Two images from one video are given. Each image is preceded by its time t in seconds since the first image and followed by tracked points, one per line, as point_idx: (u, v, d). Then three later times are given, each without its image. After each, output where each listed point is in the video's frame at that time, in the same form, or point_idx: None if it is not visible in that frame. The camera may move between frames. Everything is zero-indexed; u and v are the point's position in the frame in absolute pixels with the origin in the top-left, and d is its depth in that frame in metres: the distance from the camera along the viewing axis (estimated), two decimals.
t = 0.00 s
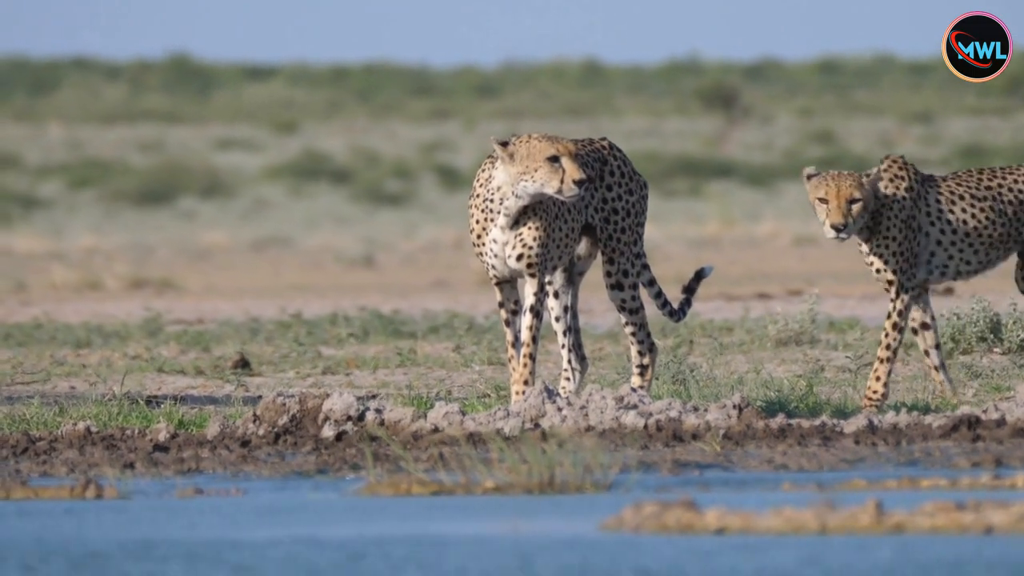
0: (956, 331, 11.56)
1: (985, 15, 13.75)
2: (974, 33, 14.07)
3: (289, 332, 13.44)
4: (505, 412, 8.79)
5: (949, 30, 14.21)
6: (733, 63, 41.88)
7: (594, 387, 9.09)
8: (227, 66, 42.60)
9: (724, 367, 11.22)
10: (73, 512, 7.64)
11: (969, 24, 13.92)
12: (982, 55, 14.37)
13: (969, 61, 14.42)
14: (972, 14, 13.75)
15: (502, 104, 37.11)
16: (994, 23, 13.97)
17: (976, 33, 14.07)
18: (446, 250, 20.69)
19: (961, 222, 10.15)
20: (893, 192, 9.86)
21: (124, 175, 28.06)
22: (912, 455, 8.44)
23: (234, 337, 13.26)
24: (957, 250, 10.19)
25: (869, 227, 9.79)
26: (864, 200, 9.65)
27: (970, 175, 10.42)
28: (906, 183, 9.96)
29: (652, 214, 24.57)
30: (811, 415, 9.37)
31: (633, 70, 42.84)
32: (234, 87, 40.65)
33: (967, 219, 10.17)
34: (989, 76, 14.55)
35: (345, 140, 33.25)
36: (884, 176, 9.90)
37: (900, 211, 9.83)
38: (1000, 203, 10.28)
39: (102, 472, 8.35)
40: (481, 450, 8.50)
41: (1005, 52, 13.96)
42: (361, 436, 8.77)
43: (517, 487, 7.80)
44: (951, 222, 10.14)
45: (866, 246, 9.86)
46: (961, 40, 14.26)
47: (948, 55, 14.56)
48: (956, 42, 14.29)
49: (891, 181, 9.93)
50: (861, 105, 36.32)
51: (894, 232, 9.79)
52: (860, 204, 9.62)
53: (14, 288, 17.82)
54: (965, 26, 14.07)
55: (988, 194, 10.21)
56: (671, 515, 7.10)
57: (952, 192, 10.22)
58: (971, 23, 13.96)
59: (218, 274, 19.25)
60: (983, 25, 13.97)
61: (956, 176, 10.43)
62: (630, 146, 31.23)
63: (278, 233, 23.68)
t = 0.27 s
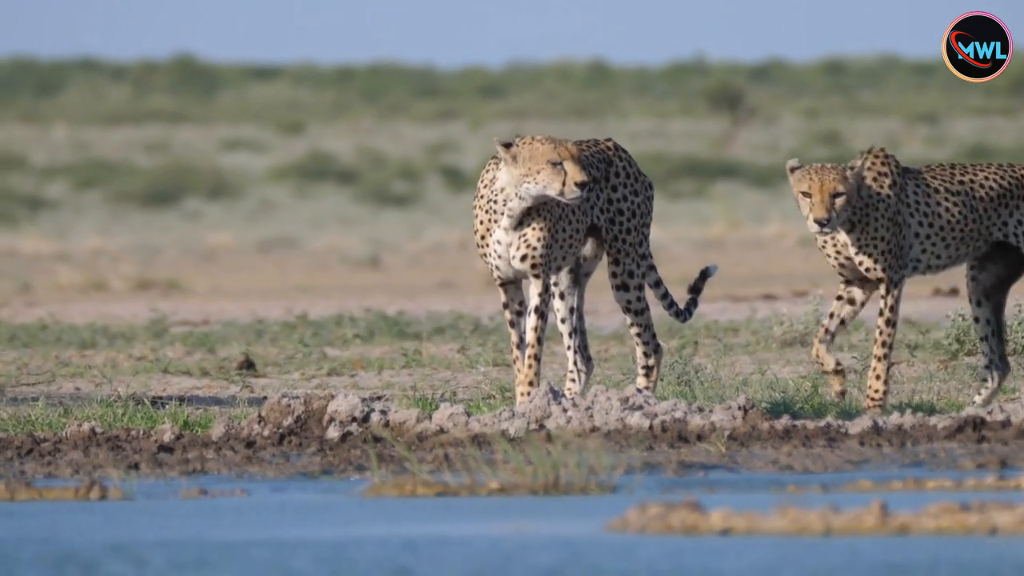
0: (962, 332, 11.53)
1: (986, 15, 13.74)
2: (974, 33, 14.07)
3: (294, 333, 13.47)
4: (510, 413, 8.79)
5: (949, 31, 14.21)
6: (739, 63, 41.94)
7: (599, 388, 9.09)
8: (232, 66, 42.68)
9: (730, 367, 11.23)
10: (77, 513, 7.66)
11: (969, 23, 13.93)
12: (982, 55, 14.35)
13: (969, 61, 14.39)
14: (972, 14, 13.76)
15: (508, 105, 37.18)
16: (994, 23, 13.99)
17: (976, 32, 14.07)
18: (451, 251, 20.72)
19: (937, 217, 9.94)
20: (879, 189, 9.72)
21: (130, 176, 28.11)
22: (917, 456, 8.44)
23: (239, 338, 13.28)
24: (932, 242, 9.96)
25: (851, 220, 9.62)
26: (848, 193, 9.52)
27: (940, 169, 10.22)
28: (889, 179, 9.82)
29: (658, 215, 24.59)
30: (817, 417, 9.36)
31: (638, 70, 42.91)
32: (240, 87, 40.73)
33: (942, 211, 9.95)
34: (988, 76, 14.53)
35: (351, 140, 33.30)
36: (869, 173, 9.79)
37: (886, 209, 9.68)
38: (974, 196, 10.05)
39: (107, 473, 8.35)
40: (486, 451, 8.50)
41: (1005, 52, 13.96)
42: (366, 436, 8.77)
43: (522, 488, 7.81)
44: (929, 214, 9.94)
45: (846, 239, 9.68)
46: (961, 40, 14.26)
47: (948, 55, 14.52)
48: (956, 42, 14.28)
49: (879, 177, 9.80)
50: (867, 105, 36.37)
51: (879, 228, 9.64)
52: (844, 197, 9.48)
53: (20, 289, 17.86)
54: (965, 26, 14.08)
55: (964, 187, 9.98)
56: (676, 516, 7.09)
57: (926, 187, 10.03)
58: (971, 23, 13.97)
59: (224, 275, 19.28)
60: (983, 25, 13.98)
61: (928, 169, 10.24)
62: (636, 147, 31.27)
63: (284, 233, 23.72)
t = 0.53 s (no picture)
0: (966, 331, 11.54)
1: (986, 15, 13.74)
2: (974, 33, 14.08)
3: (298, 332, 13.47)
4: (514, 413, 8.80)
5: (949, 31, 14.21)
6: (742, 63, 41.95)
7: (603, 388, 9.09)
8: (235, 66, 42.70)
9: (733, 367, 11.23)
10: (81, 512, 7.66)
11: (969, 23, 13.94)
12: (982, 55, 14.33)
13: (968, 62, 14.36)
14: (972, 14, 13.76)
15: (511, 105, 37.20)
16: (994, 23, 14.00)
17: (976, 32, 14.08)
18: (454, 250, 20.73)
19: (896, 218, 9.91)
20: (850, 197, 9.74)
21: (133, 176, 28.12)
22: (921, 455, 8.44)
23: (243, 338, 13.28)
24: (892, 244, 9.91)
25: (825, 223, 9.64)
26: (819, 198, 9.58)
27: (888, 172, 10.18)
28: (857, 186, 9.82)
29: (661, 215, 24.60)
30: (820, 416, 9.36)
31: (641, 70, 42.91)
32: (242, 87, 40.75)
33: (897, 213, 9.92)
34: (988, 76, 14.54)
35: (354, 140, 33.31)
36: (837, 179, 9.79)
37: (860, 215, 9.70)
38: (925, 198, 10.03)
39: (111, 472, 8.36)
40: (490, 450, 8.50)
41: (1005, 52, 13.96)
42: (370, 436, 8.78)
43: (526, 488, 7.81)
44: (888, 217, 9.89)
45: (815, 242, 9.69)
46: (961, 41, 14.27)
47: (948, 55, 14.51)
48: (956, 42, 14.28)
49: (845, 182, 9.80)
50: (870, 105, 36.38)
51: (856, 231, 9.66)
52: (815, 202, 9.55)
53: (23, 288, 17.87)
54: (965, 26, 14.09)
55: (918, 190, 9.97)
56: (679, 516, 7.10)
57: (882, 190, 9.98)
58: (971, 22, 13.98)
59: (227, 275, 19.29)
60: (983, 25, 13.99)
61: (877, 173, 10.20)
62: (639, 147, 31.27)
63: (287, 233, 23.73)
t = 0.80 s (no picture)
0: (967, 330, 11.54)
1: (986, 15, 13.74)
2: (973, 33, 14.08)
3: (298, 332, 13.47)
4: (514, 413, 8.79)
5: (949, 31, 14.21)
6: (742, 63, 41.95)
7: (602, 388, 9.08)
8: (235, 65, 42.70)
9: (733, 368, 11.23)
10: (81, 513, 7.66)
11: (969, 23, 13.93)
12: (982, 55, 14.33)
13: (968, 62, 14.37)
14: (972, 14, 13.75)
15: (512, 105, 37.19)
16: (994, 23, 13.99)
17: (975, 32, 14.07)
18: (454, 250, 20.72)
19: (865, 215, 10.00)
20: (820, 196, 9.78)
21: (133, 176, 28.12)
22: (922, 456, 8.43)
23: (243, 338, 13.27)
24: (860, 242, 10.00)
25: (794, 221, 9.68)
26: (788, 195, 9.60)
27: (852, 167, 10.25)
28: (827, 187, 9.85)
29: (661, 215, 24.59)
30: (820, 416, 9.36)
31: (641, 70, 42.91)
32: (243, 87, 40.75)
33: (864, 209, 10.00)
34: (988, 76, 14.54)
35: (354, 140, 33.30)
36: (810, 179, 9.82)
37: (831, 218, 9.73)
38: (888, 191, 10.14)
39: (111, 473, 8.36)
40: (490, 451, 8.49)
41: (1005, 52, 13.95)
42: (370, 436, 8.77)
43: (526, 488, 7.81)
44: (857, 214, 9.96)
45: (790, 241, 9.74)
46: (961, 41, 14.26)
47: (948, 55, 14.51)
48: (956, 42, 14.28)
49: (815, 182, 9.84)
50: (870, 105, 36.37)
51: (824, 233, 9.69)
52: (784, 199, 9.57)
53: (24, 288, 17.87)
54: (964, 26, 14.08)
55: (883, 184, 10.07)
56: (680, 516, 7.10)
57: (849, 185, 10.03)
58: (971, 22, 13.97)
59: (227, 275, 19.29)
60: (983, 25, 13.98)
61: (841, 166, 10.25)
62: (639, 146, 31.26)
63: (287, 233, 23.73)
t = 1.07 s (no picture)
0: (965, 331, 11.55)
1: (986, 14, 13.74)
2: (974, 33, 14.07)
3: (297, 332, 13.48)
4: (512, 412, 8.79)
5: (949, 31, 14.20)
6: (742, 63, 41.97)
7: (601, 388, 9.08)
8: (234, 65, 42.73)
9: (731, 367, 11.23)
10: (80, 512, 7.66)
11: (969, 23, 13.92)
12: (982, 55, 14.35)
13: (969, 61, 14.40)
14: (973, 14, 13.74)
15: (511, 105, 37.20)
16: (994, 23, 13.97)
17: (976, 32, 14.06)
18: (453, 251, 20.73)
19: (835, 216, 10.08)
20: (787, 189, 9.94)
21: (131, 176, 28.12)
22: (920, 456, 8.43)
23: (242, 338, 13.27)
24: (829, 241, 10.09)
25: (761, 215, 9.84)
26: (759, 187, 9.76)
27: (824, 167, 10.34)
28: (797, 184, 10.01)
29: (660, 215, 24.60)
30: (818, 416, 9.36)
31: (641, 70, 42.93)
32: (242, 87, 40.77)
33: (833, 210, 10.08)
34: (988, 76, 14.54)
35: (353, 141, 33.31)
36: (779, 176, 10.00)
37: (796, 212, 9.88)
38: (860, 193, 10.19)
39: (109, 473, 8.35)
40: (488, 451, 8.49)
41: (1005, 52, 13.95)
42: (368, 436, 8.77)
43: (524, 488, 7.81)
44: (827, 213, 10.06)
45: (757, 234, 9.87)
46: (961, 40, 14.26)
47: (948, 55, 14.53)
48: (956, 42, 14.28)
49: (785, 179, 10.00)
50: (870, 105, 36.40)
51: (787, 225, 9.82)
52: (754, 191, 9.74)
53: (22, 288, 17.88)
54: (965, 26, 14.06)
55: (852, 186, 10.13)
56: (678, 516, 7.10)
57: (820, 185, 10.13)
58: (971, 23, 13.96)
59: (226, 275, 19.30)
60: (982, 25, 13.97)
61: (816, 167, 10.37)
62: (637, 147, 31.26)
63: (286, 233, 23.73)
